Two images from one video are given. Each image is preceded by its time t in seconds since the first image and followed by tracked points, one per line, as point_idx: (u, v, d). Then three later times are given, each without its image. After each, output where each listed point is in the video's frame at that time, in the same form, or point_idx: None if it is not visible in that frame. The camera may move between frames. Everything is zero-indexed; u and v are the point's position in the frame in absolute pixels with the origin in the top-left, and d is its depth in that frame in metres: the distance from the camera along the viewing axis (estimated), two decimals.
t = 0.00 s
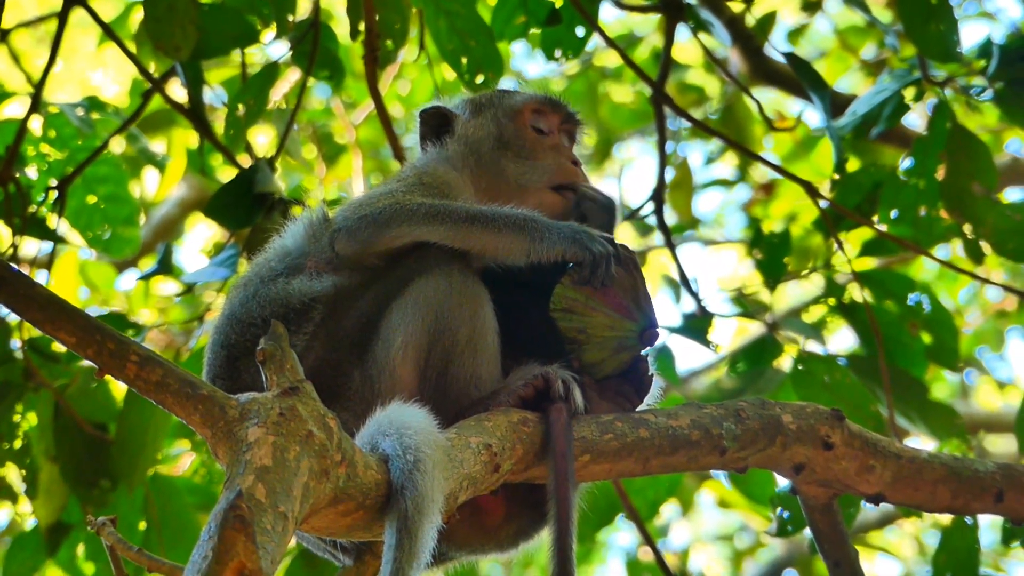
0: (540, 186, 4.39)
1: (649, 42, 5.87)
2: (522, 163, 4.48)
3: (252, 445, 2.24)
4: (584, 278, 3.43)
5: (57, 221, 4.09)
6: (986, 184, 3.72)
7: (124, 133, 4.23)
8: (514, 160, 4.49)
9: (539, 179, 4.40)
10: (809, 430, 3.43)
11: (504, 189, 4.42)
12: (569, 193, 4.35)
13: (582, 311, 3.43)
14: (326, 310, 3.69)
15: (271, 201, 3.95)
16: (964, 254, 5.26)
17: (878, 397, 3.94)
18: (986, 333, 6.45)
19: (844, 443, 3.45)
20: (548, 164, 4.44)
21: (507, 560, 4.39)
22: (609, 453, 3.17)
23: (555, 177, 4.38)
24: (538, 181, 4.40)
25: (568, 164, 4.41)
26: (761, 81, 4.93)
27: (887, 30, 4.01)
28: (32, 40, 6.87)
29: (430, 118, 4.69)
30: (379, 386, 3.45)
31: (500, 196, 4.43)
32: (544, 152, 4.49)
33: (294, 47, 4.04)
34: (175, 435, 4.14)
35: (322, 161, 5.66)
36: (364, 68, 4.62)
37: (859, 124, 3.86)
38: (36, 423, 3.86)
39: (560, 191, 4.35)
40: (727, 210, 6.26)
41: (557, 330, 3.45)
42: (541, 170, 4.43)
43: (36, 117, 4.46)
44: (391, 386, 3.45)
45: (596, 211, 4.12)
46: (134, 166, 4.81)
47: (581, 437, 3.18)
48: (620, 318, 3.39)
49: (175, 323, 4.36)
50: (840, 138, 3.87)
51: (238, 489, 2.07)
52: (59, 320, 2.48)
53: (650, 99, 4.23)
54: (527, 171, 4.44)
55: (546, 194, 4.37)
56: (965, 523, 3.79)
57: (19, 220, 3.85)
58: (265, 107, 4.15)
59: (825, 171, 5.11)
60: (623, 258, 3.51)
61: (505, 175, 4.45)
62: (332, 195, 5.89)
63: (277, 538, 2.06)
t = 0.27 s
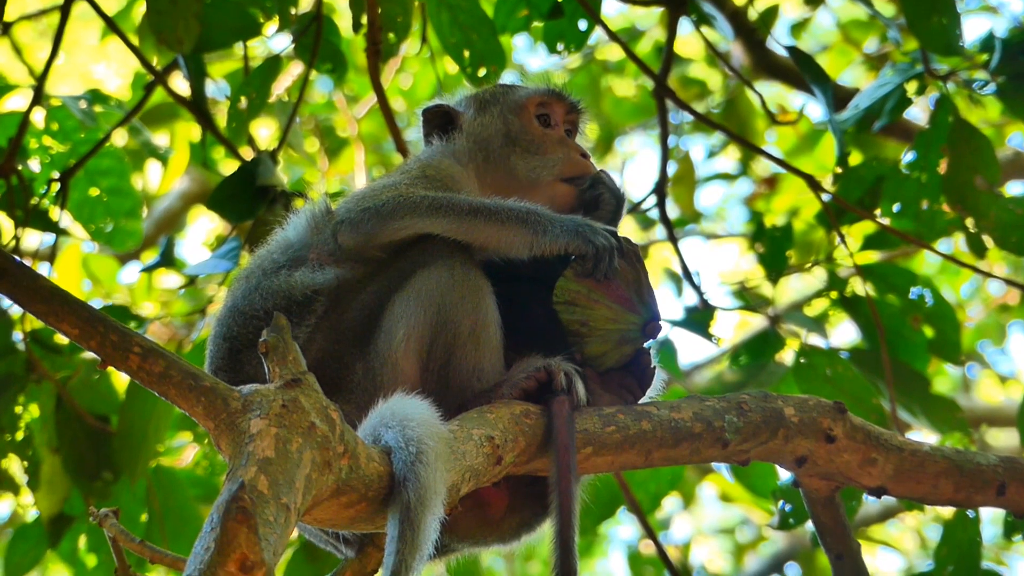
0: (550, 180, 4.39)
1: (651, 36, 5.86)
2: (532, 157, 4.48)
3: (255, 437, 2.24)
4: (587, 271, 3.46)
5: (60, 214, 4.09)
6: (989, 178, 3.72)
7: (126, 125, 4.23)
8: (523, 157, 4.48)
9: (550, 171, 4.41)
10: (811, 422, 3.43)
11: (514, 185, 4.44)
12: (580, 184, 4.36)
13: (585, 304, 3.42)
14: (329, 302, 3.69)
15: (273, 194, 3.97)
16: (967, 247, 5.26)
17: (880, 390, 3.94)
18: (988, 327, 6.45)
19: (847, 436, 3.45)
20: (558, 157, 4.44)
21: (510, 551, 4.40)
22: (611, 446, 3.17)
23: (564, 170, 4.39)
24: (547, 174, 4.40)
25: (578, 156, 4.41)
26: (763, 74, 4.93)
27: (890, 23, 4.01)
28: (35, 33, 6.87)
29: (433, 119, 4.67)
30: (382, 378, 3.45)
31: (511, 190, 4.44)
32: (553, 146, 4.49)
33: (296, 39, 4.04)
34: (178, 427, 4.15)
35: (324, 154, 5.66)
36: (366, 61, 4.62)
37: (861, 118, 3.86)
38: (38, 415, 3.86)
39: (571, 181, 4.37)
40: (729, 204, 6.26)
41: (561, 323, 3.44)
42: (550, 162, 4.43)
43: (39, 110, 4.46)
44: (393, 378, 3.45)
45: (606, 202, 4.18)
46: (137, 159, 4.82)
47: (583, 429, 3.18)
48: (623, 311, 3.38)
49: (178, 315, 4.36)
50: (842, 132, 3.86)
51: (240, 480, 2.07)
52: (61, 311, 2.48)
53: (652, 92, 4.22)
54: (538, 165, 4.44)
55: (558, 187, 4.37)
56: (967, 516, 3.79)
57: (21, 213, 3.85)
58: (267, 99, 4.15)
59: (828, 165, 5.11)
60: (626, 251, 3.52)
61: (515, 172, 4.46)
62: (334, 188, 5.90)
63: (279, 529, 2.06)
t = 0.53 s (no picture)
0: (551, 177, 4.38)
1: (651, 30, 5.86)
2: (535, 154, 4.49)
3: (255, 432, 2.23)
4: (587, 267, 3.45)
5: (60, 210, 4.09)
6: (988, 172, 3.71)
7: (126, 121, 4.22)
8: (527, 153, 4.48)
9: (551, 169, 4.40)
10: (810, 417, 3.43)
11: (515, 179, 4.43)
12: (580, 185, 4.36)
13: (584, 300, 3.41)
14: (329, 298, 3.69)
15: (272, 189, 3.97)
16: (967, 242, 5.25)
17: (879, 385, 3.94)
18: (988, 322, 6.45)
19: (846, 431, 3.45)
20: (561, 156, 4.44)
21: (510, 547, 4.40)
22: (610, 441, 3.17)
23: (567, 170, 4.37)
24: (549, 173, 4.39)
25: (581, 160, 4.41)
26: (763, 69, 4.93)
27: (889, 18, 4.00)
28: (34, 29, 6.86)
29: (439, 104, 4.66)
30: (381, 374, 3.45)
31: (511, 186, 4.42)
32: (556, 146, 4.50)
33: (296, 35, 4.03)
34: (177, 423, 4.15)
35: (324, 149, 5.66)
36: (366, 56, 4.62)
37: (860, 113, 3.85)
38: (38, 411, 3.86)
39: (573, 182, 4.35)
40: (728, 199, 6.26)
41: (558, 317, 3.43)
42: (552, 160, 4.43)
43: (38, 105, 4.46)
44: (393, 373, 3.45)
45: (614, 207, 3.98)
46: (137, 154, 4.82)
47: (583, 424, 3.18)
48: (622, 306, 3.37)
49: (178, 311, 4.36)
50: (842, 127, 3.86)
51: (239, 476, 2.07)
52: (61, 307, 2.48)
53: (651, 87, 4.21)
54: (541, 162, 4.43)
55: (559, 185, 4.36)
56: (967, 511, 3.80)
57: (21, 209, 3.85)
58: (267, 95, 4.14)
59: (828, 159, 5.12)
60: (625, 246, 3.51)
61: (518, 167, 4.45)
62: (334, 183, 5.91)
63: (278, 525, 2.06)
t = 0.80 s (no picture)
0: (546, 171, 4.38)
1: (650, 23, 5.86)
2: (531, 147, 4.49)
3: (254, 423, 2.23)
4: (585, 258, 3.45)
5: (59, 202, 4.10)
6: (987, 165, 3.71)
7: (125, 113, 4.23)
8: (523, 144, 4.49)
9: (547, 163, 4.40)
10: (809, 408, 3.43)
11: (508, 169, 4.43)
12: (572, 183, 4.36)
13: (583, 291, 3.42)
14: (328, 289, 3.70)
15: (272, 181, 3.97)
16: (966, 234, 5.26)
17: (879, 377, 3.95)
18: (987, 315, 6.46)
19: (845, 422, 3.45)
20: (557, 152, 4.45)
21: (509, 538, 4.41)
22: (609, 432, 3.17)
23: (562, 166, 4.37)
24: (545, 166, 4.39)
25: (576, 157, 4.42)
26: (762, 62, 4.93)
27: (888, 10, 4.00)
28: (33, 22, 6.87)
29: (439, 91, 4.67)
30: (380, 365, 3.46)
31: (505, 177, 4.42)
32: (552, 141, 4.50)
33: (295, 27, 4.04)
34: (177, 415, 4.16)
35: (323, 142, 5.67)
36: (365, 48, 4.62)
37: (859, 105, 3.85)
38: (37, 403, 3.86)
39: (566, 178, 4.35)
40: (728, 193, 6.27)
41: (557, 307, 3.45)
42: (548, 155, 4.44)
43: (37, 98, 4.47)
44: (392, 364, 3.45)
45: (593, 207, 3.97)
46: (136, 147, 4.82)
47: (582, 415, 3.17)
48: (621, 297, 3.38)
49: (177, 302, 4.37)
50: (841, 119, 3.86)
51: (239, 466, 2.07)
52: (60, 298, 2.48)
53: (650, 79, 4.22)
54: (534, 155, 4.44)
55: (553, 179, 4.36)
56: (966, 502, 3.79)
57: (20, 201, 3.85)
58: (265, 87, 4.15)
59: (827, 152, 5.13)
60: (624, 237, 3.49)
61: (512, 156, 4.45)
62: (333, 176, 5.93)
63: (278, 516, 2.06)
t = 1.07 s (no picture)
0: (531, 171, 4.39)
1: (653, 18, 5.87)
2: (520, 145, 4.48)
3: (257, 413, 2.23)
4: (591, 247, 3.47)
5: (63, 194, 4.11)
6: (991, 157, 3.72)
7: (128, 105, 4.24)
8: (514, 140, 4.49)
9: (532, 163, 4.40)
10: (813, 399, 3.43)
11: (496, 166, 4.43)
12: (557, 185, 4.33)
13: (587, 280, 3.42)
14: (332, 280, 3.71)
15: (275, 173, 3.97)
16: (969, 228, 5.26)
17: (882, 368, 3.95)
18: (990, 309, 6.46)
19: (849, 413, 3.45)
20: (544, 151, 4.43)
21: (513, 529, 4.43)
22: (613, 423, 3.16)
23: (546, 167, 4.37)
24: (531, 167, 4.39)
25: (563, 158, 4.39)
26: (765, 56, 4.94)
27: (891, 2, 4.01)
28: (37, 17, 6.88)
29: (444, 81, 4.73)
30: (385, 355, 3.47)
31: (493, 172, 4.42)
32: (544, 139, 4.48)
33: (299, 19, 4.04)
34: (180, 407, 4.16)
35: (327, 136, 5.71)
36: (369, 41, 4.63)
37: (863, 97, 3.85)
38: (40, 395, 3.87)
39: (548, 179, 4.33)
40: (731, 186, 6.30)
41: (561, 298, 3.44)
42: (537, 155, 4.43)
43: (41, 91, 4.48)
44: (396, 354, 3.46)
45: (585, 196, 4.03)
46: (140, 140, 4.84)
47: (586, 406, 3.17)
48: (625, 287, 3.38)
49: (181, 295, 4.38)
50: (844, 111, 3.87)
51: (243, 456, 2.06)
52: (63, 288, 2.47)
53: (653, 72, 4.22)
54: (521, 153, 4.44)
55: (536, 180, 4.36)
56: (969, 494, 3.79)
57: (24, 192, 3.86)
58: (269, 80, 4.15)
59: (830, 145, 5.04)
60: (629, 227, 3.54)
61: (501, 151, 4.46)
62: (337, 169, 5.97)
63: (281, 507, 2.06)
